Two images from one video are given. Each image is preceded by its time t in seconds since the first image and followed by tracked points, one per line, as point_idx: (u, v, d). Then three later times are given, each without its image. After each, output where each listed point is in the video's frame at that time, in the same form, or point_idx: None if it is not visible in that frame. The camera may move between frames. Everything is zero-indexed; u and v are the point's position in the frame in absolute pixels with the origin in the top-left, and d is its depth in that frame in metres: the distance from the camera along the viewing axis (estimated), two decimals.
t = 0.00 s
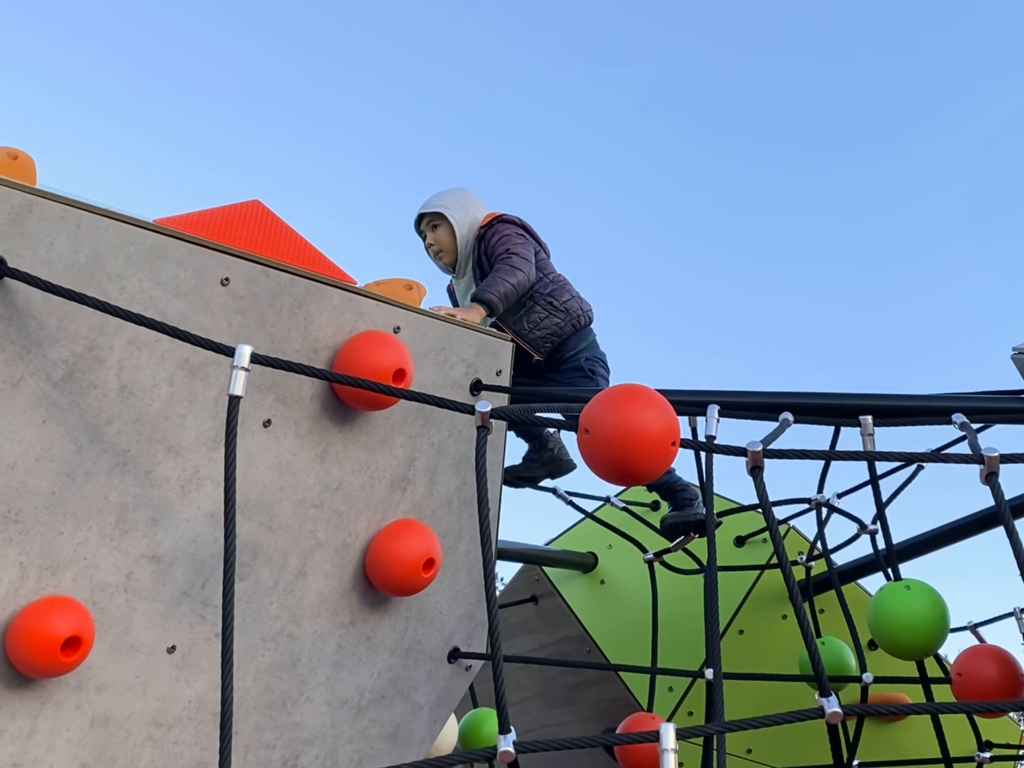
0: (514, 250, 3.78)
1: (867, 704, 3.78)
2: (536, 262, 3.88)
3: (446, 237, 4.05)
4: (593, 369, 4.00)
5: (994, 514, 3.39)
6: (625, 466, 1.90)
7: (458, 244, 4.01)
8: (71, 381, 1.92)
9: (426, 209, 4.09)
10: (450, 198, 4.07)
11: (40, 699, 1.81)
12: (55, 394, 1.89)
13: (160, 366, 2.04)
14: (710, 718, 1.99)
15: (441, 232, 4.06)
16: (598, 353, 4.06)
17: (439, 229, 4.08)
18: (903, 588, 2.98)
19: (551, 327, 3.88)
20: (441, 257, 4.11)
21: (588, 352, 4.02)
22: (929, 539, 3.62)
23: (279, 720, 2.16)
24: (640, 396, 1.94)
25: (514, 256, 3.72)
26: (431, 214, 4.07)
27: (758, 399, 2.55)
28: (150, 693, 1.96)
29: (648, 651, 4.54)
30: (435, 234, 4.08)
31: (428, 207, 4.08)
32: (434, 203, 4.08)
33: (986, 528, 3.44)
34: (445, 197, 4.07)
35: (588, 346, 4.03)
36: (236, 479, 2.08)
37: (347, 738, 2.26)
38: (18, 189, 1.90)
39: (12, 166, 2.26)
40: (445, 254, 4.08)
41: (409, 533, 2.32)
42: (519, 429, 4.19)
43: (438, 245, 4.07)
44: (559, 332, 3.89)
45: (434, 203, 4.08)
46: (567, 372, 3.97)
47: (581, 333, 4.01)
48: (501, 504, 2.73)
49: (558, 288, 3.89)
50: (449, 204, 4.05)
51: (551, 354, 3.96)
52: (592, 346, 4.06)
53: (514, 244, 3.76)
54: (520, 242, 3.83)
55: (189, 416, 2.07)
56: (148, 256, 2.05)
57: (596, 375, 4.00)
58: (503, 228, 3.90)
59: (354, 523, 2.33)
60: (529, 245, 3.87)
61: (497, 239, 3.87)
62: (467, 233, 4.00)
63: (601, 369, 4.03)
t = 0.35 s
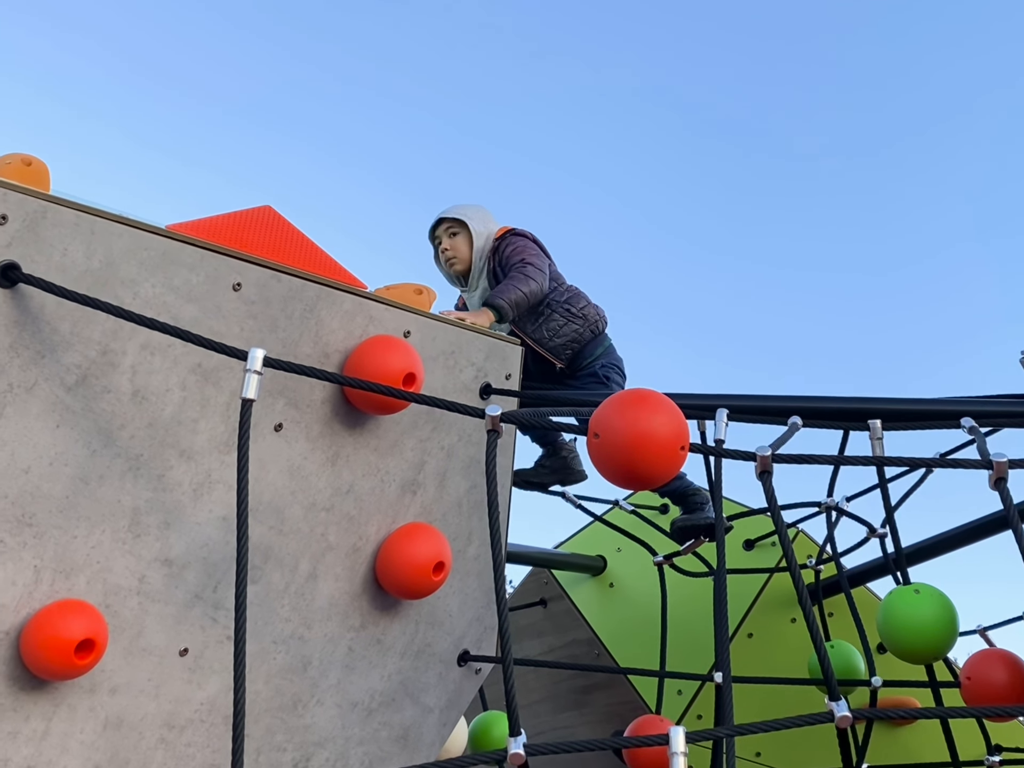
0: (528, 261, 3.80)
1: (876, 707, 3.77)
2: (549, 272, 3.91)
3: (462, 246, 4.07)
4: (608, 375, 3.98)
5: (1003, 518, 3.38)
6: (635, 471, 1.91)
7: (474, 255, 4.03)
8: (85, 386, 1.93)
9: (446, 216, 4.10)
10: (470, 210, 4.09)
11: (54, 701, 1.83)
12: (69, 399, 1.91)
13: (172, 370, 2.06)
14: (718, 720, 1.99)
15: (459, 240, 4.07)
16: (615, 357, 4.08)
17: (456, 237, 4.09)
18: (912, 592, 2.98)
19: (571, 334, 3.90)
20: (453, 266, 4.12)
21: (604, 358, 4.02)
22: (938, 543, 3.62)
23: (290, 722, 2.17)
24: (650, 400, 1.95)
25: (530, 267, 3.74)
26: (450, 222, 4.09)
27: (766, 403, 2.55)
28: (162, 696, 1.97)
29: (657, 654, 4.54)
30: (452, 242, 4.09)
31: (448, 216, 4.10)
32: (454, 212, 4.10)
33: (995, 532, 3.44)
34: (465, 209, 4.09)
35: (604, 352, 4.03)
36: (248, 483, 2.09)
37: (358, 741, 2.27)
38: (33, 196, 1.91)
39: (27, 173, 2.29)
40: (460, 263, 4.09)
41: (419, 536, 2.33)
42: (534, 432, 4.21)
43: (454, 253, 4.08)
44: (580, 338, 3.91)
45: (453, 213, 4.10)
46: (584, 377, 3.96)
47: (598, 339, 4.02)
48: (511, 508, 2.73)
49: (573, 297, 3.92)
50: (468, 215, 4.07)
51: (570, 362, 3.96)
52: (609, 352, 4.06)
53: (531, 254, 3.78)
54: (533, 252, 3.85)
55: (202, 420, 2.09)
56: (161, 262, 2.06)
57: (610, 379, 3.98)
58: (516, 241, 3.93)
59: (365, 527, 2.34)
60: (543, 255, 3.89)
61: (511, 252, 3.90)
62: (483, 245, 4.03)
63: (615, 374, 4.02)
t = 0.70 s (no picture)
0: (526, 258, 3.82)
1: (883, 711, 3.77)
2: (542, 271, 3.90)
3: (457, 241, 4.09)
4: (601, 375, 4.04)
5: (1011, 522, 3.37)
6: (643, 475, 1.91)
7: (470, 250, 4.04)
8: (95, 389, 1.94)
9: (440, 209, 4.11)
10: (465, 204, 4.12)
11: (64, 703, 1.84)
12: (79, 403, 1.91)
13: (182, 374, 2.07)
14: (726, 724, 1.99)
15: (455, 235, 4.09)
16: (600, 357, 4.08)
17: (452, 232, 4.10)
18: (920, 596, 2.97)
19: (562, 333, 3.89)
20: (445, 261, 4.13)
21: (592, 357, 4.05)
22: (945, 547, 3.61)
23: (298, 725, 2.18)
24: (658, 405, 1.95)
25: (530, 266, 3.76)
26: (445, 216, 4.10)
27: (774, 407, 2.55)
28: (171, 698, 1.98)
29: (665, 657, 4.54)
30: (448, 236, 4.10)
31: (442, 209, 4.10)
32: (447, 205, 4.11)
33: (1003, 536, 3.43)
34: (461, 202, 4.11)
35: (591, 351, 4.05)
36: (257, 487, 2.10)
37: (366, 743, 2.27)
38: (44, 200, 1.92)
39: (38, 178, 2.31)
40: (454, 257, 4.10)
41: (427, 539, 2.34)
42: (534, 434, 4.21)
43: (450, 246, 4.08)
44: (570, 337, 3.89)
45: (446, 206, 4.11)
46: (577, 380, 3.98)
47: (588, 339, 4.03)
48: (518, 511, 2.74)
49: (565, 295, 3.92)
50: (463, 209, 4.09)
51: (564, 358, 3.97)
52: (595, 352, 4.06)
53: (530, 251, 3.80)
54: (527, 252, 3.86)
55: (211, 424, 2.10)
56: (171, 266, 2.07)
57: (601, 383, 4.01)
58: (510, 237, 3.94)
59: (373, 530, 2.35)
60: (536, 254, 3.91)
61: (505, 249, 3.90)
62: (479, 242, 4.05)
63: (604, 376, 4.06)
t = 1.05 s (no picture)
0: (529, 264, 3.82)
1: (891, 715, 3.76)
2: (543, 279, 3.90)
3: (452, 244, 4.05)
4: (596, 381, 4.01)
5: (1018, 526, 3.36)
6: (649, 478, 1.91)
7: (467, 253, 4.01)
8: (102, 391, 1.94)
9: (437, 211, 4.07)
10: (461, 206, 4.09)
11: (71, 705, 1.84)
12: (87, 404, 1.92)
13: (189, 376, 2.07)
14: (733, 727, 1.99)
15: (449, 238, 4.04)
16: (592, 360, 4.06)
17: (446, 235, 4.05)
18: (926, 599, 2.96)
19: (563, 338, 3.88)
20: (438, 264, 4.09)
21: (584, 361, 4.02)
22: (952, 551, 3.60)
23: (304, 727, 2.18)
24: (665, 408, 1.95)
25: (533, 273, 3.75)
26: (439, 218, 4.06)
27: (781, 410, 2.55)
28: (177, 700, 1.98)
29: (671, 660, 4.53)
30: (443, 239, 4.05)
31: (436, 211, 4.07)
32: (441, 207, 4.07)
33: (1010, 540, 3.42)
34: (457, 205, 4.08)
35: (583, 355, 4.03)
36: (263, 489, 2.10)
37: (371, 745, 2.27)
38: (51, 202, 1.92)
39: (45, 180, 2.32)
40: (449, 261, 4.06)
41: (433, 541, 2.34)
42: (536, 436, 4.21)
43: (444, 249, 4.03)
44: (572, 342, 3.89)
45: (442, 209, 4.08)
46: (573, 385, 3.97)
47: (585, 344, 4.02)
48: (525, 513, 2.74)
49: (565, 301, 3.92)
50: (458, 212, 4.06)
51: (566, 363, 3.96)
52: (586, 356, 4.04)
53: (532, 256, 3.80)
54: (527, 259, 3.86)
55: (218, 426, 2.10)
56: (178, 268, 2.07)
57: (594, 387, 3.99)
58: (510, 244, 3.93)
59: (379, 532, 2.35)
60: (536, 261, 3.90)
61: (506, 255, 3.89)
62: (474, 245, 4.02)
63: (597, 380, 4.03)
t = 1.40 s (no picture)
0: (533, 268, 3.82)
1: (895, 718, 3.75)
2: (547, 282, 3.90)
3: (441, 252, 4.06)
4: (601, 383, 4.02)
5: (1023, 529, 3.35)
6: (653, 480, 1.91)
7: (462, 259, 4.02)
8: (107, 393, 1.94)
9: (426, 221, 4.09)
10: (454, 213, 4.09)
11: (75, 706, 1.84)
12: (91, 406, 1.92)
13: (193, 378, 2.07)
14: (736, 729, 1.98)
15: (435, 248, 4.06)
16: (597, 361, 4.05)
17: (433, 245, 4.08)
18: (931, 601, 2.96)
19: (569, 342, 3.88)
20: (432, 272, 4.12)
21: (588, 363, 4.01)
22: (957, 554, 3.59)
23: (308, 729, 2.18)
24: (669, 411, 1.94)
25: (539, 277, 3.75)
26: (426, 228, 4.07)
27: (786, 412, 2.54)
28: (181, 702, 1.98)
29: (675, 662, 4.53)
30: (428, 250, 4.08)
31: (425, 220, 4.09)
32: (431, 215, 4.08)
33: (1015, 543, 3.41)
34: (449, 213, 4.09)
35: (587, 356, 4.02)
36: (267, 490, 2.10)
37: (375, 748, 2.27)
38: (56, 204, 1.92)
39: (50, 182, 2.32)
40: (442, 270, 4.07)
41: (437, 543, 2.34)
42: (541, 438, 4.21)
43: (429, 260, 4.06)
44: (577, 345, 3.88)
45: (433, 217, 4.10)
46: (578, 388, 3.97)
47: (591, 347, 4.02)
48: (529, 515, 2.73)
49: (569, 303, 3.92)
50: (449, 219, 4.06)
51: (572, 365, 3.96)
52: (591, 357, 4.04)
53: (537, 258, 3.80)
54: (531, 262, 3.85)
55: (222, 428, 2.10)
56: (182, 270, 2.08)
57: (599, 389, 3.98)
58: (513, 247, 3.93)
59: (383, 534, 2.35)
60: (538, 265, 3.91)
61: (510, 258, 3.88)
62: (468, 250, 4.02)
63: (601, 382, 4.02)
